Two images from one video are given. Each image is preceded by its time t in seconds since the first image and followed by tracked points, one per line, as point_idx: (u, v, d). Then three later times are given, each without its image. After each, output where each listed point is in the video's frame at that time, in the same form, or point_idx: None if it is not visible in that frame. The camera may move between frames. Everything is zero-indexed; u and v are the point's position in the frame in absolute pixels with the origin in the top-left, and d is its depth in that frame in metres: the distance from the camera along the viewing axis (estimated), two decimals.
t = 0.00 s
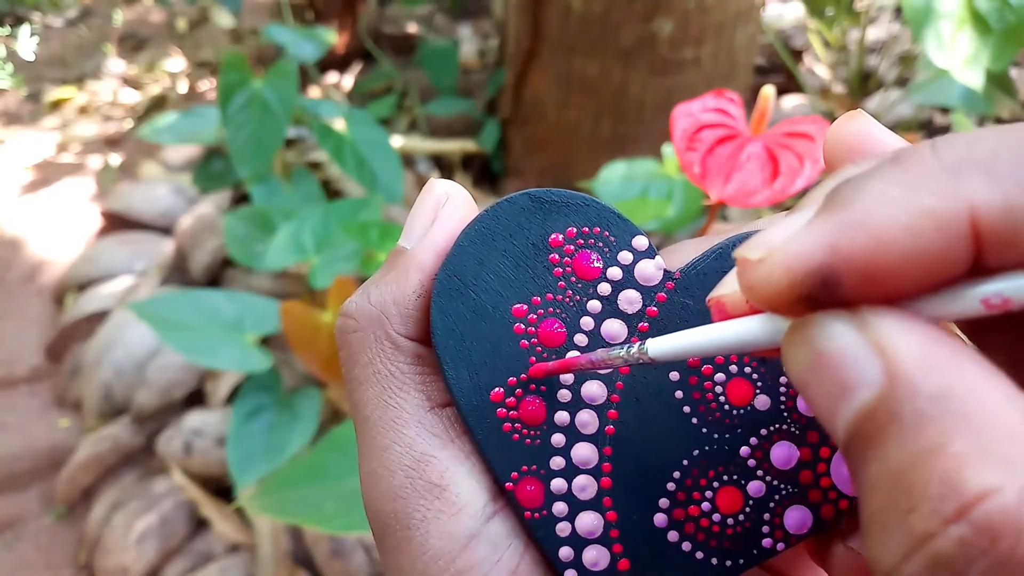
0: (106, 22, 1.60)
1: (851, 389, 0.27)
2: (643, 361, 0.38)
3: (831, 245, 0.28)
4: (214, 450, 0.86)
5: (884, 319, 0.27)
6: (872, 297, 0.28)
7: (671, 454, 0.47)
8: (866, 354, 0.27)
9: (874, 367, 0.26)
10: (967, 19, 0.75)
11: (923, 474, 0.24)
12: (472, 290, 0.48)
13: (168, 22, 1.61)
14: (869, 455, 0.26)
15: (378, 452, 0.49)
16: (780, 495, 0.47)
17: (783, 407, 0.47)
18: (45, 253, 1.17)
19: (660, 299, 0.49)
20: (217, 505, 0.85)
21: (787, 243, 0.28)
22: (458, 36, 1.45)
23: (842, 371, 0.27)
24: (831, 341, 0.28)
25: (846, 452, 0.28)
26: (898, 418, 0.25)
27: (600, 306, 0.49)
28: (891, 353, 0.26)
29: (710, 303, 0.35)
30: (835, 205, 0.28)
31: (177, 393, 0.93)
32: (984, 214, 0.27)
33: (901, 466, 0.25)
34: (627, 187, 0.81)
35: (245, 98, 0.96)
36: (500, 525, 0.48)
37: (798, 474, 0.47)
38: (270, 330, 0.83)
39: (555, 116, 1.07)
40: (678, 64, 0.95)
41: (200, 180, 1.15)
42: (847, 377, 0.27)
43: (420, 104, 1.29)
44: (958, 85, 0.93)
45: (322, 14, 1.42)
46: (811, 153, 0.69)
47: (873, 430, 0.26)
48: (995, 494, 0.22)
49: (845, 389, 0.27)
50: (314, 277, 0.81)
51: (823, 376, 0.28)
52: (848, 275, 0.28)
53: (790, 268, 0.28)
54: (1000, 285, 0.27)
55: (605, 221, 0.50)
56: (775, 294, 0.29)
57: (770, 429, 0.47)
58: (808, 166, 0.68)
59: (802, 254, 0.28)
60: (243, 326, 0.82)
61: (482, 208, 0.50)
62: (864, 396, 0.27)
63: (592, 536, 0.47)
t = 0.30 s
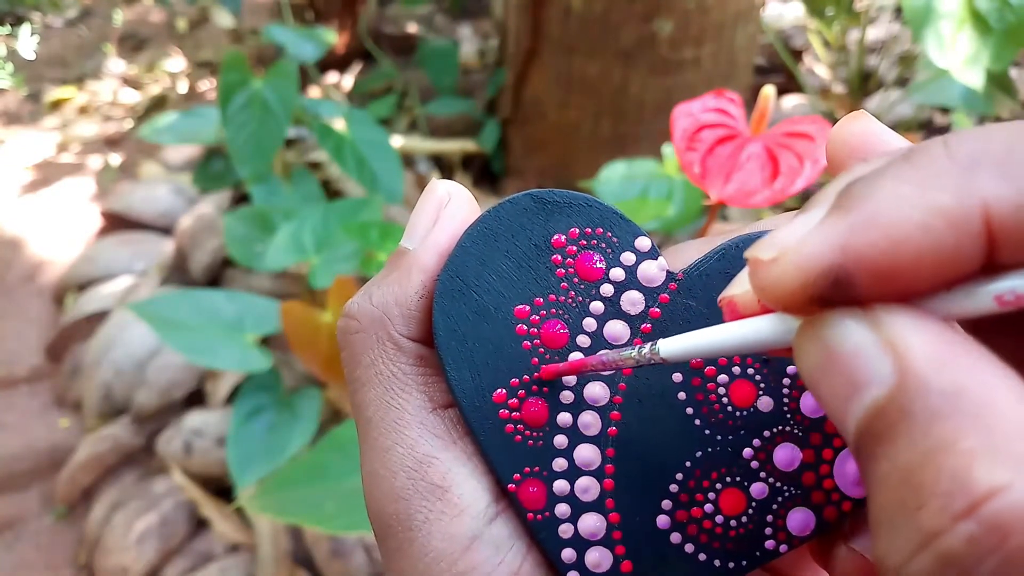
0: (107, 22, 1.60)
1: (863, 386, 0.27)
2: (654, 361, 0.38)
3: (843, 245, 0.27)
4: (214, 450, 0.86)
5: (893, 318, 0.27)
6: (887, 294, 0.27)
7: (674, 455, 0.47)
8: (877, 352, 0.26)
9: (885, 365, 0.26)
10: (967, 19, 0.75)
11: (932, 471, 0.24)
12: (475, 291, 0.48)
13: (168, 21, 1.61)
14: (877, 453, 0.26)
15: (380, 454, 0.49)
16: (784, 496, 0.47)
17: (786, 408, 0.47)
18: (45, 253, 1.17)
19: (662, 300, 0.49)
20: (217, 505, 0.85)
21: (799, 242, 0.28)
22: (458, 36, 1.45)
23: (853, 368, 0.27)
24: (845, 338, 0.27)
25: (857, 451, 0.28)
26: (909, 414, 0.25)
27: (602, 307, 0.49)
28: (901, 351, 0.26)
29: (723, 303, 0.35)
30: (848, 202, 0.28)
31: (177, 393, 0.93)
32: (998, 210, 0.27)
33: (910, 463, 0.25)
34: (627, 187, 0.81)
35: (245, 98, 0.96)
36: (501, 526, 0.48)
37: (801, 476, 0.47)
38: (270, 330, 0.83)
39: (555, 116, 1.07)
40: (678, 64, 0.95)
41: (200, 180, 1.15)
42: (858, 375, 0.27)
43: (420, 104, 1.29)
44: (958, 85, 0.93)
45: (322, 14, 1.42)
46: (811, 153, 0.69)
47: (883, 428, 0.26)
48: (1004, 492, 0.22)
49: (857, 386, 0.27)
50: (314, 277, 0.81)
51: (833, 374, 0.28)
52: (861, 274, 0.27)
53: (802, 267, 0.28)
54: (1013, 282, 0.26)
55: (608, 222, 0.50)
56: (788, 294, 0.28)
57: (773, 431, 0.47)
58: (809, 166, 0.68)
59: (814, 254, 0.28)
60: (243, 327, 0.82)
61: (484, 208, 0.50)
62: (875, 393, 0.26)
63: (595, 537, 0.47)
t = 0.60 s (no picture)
0: (107, 22, 1.59)
1: (864, 388, 0.27)
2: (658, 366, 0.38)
3: (847, 248, 0.27)
4: (214, 450, 0.86)
5: (897, 322, 0.27)
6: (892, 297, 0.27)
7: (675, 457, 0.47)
8: (879, 355, 0.26)
9: (886, 368, 0.26)
10: (967, 19, 0.75)
11: (930, 474, 0.24)
12: (475, 292, 0.48)
13: (168, 22, 1.61)
14: (876, 455, 0.26)
15: (380, 455, 0.49)
16: (784, 498, 0.47)
17: (785, 410, 0.47)
18: (45, 253, 1.17)
19: (663, 302, 0.49)
20: (217, 505, 0.85)
21: (804, 244, 0.28)
22: (458, 36, 1.45)
23: (855, 370, 0.27)
24: (848, 342, 0.27)
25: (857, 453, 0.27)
26: (909, 416, 0.25)
27: (603, 308, 0.49)
28: (903, 353, 0.26)
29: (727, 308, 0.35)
30: (852, 205, 0.28)
31: (177, 393, 0.93)
32: (1000, 211, 0.27)
33: (908, 465, 0.24)
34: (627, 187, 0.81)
35: (244, 98, 0.96)
36: (502, 527, 0.48)
37: (801, 477, 0.46)
38: (270, 330, 0.83)
39: (555, 116, 1.07)
40: (678, 64, 0.95)
41: (200, 180, 1.15)
42: (859, 377, 0.27)
43: (419, 104, 1.29)
44: (958, 85, 0.93)
45: (322, 14, 1.42)
46: (811, 153, 0.69)
47: (882, 430, 0.26)
48: (1001, 496, 0.22)
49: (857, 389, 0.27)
50: (314, 277, 0.81)
51: (836, 376, 0.27)
52: (864, 277, 0.27)
53: (807, 270, 0.27)
54: (1016, 284, 0.26)
55: (608, 223, 0.50)
56: (792, 298, 0.28)
57: (773, 432, 0.47)
58: (808, 166, 0.68)
59: (818, 258, 0.27)
60: (243, 327, 0.82)
61: (485, 209, 0.50)
62: (877, 395, 0.26)
63: (595, 538, 0.47)
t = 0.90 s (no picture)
0: (106, 22, 1.59)
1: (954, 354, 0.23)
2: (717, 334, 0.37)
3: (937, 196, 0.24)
4: (214, 450, 0.86)
5: (994, 277, 0.23)
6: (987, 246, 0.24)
7: (672, 456, 0.47)
8: (972, 312, 0.23)
9: (984, 327, 0.22)
10: (967, 19, 0.75)
11: None
12: (472, 292, 0.48)
13: (168, 22, 1.61)
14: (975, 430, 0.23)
15: (376, 456, 0.48)
16: (783, 496, 0.47)
17: (785, 408, 0.47)
18: (45, 253, 1.17)
19: (660, 301, 0.48)
20: (217, 505, 0.85)
21: (889, 197, 0.25)
22: (458, 36, 1.45)
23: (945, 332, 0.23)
24: (932, 298, 0.24)
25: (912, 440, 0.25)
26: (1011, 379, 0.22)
27: (600, 307, 0.49)
28: (1002, 310, 0.22)
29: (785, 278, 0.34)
30: (942, 152, 0.25)
31: (177, 393, 0.93)
32: None
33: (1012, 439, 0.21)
34: (627, 187, 0.81)
35: (245, 98, 0.96)
36: (498, 527, 0.48)
37: (800, 476, 0.47)
38: (270, 330, 0.83)
39: (555, 116, 1.07)
40: (678, 64, 0.95)
41: (200, 180, 1.15)
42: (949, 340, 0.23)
43: (419, 104, 1.29)
44: (958, 85, 0.93)
45: (322, 14, 1.42)
46: (811, 153, 0.69)
47: (979, 398, 0.23)
48: None
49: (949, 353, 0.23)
50: (314, 277, 0.81)
51: (921, 339, 0.24)
52: (958, 228, 0.24)
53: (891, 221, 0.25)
54: None
55: (605, 222, 0.50)
56: (875, 251, 0.26)
57: (772, 431, 0.47)
58: (808, 166, 0.68)
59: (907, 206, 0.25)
60: (243, 326, 0.82)
61: (483, 208, 0.49)
62: (971, 360, 0.23)
63: (592, 538, 0.47)
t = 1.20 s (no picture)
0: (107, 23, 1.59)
1: None
2: None
3: None
4: (214, 450, 0.86)
5: None
6: None
7: (654, 445, 0.47)
8: None
9: None
10: (967, 19, 0.75)
11: None
12: (450, 283, 0.47)
13: (168, 22, 1.61)
14: None
15: (358, 449, 0.47)
16: (764, 483, 0.47)
17: (764, 395, 0.47)
18: (45, 253, 1.17)
19: (638, 289, 0.48)
20: (217, 505, 0.84)
21: None
22: (458, 36, 1.45)
23: None
24: None
25: None
26: None
27: (579, 296, 0.48)
28: None
29: None
30: None
31: (177, 393, 0.93)
32: None
33: None
34: (628, 187, 0.81)
35: (245, 98, 0.96)
36: (481, 518, 0.48)
37: (782, 463, 0.47)
38: (271, 331, 0.83)
39: (555, 117, 1.07)
40: (678, 64, 0.95)
41: (201, 180, 1.14)
42: None
43: (419, 105, 1.29)
44: (959, 85, 0.93)
45: (322, 15, 1.41)
46: (811, 154, 0.69)
47: None
48: None
49: None
50: (314, 278, 0.82)
51: None
52: None
53: None
54: None
55: (583, 211, 0.49)
56: None
57: (753, 418, 0.47)
58: (808, 166, 0.68)
59: None
60: (244, 327, 0.82)
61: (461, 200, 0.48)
62: None
63: (574, 529, 0.47)
